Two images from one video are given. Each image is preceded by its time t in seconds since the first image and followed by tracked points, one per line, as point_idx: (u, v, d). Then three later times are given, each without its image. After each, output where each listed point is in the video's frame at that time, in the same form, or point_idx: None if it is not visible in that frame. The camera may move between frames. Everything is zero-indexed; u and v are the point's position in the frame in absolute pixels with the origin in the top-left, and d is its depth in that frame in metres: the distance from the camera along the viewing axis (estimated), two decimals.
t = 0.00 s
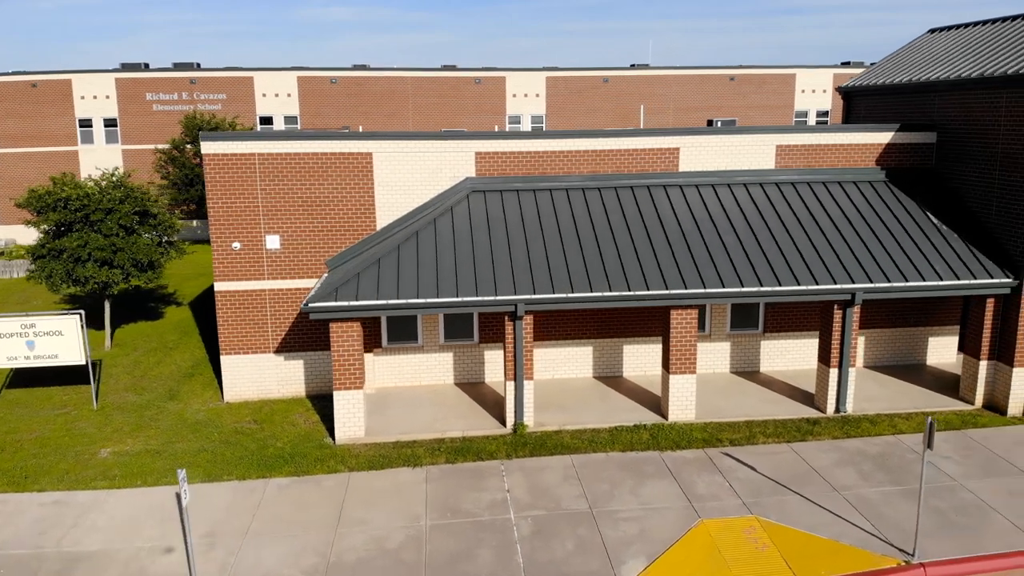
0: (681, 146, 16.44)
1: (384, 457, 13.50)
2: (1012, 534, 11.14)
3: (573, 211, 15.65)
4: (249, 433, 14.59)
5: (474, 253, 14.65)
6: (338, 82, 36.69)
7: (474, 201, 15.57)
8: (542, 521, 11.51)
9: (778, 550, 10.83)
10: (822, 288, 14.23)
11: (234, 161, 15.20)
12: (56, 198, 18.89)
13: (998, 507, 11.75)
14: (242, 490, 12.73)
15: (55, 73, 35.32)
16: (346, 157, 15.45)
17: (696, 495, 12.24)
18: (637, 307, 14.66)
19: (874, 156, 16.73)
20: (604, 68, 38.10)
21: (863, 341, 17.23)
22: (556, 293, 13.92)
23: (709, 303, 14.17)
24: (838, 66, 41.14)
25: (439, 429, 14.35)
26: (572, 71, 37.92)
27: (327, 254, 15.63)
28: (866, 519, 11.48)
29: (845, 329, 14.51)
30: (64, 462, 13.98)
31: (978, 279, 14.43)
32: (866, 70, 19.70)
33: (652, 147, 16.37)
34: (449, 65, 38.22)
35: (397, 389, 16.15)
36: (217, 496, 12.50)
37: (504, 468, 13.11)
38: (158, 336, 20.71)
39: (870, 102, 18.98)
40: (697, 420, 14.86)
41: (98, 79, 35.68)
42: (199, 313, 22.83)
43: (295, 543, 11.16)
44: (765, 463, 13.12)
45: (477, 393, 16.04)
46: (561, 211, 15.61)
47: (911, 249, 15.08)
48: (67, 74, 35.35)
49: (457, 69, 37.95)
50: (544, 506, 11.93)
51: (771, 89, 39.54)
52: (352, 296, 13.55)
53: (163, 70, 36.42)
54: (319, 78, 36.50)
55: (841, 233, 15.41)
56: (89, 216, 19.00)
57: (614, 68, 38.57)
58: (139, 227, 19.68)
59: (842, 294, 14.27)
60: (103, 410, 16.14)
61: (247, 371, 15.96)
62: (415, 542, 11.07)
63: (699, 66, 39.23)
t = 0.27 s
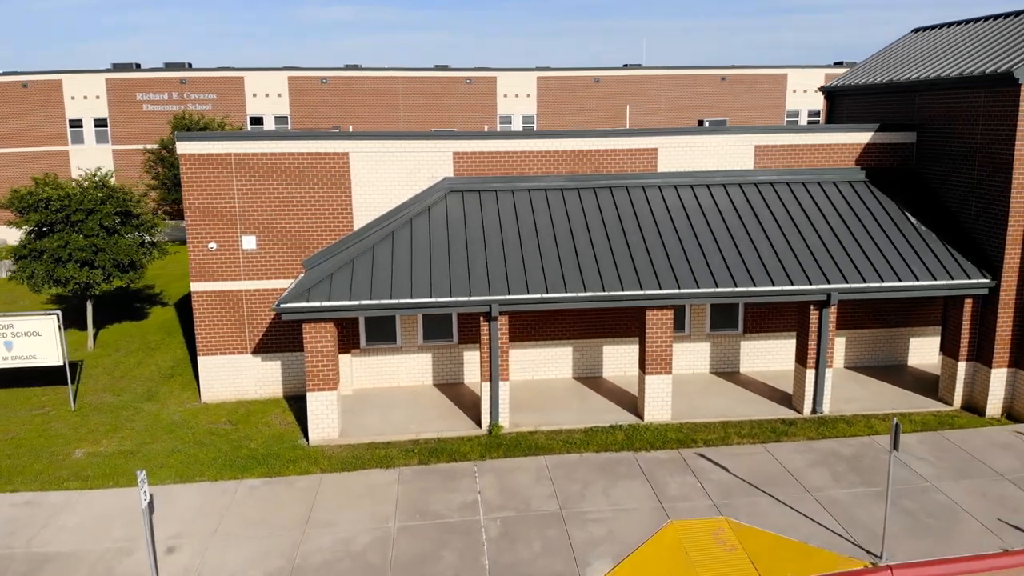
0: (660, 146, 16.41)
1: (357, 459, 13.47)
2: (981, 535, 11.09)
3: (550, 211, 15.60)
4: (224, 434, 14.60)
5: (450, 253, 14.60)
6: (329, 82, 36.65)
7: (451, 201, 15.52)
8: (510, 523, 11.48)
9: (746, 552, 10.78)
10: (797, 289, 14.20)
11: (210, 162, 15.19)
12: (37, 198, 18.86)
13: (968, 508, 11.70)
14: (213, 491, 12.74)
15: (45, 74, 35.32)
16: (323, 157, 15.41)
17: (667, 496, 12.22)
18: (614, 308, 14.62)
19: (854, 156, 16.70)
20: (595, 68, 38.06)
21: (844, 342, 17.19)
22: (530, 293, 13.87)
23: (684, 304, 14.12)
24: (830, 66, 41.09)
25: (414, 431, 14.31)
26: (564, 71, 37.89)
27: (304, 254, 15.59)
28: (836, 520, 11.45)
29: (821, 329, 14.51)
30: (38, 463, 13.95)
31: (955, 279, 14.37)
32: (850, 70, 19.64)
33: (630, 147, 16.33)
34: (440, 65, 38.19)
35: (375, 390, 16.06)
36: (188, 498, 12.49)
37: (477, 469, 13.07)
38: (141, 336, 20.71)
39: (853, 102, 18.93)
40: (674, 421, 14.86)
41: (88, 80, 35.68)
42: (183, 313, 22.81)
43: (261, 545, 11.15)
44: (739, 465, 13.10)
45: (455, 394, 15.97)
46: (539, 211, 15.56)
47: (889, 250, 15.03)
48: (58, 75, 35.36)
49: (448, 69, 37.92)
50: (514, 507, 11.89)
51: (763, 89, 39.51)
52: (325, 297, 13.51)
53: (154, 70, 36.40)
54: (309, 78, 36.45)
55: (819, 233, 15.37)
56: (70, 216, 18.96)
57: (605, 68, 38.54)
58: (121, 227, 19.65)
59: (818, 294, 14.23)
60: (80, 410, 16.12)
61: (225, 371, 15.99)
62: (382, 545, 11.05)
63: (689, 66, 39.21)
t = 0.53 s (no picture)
0: (639, 147, 16.36)
1: (331, 461, 13.45)
2: (952, 537, 11.02)
3: (528, 212, 15.54)
4: (199, 436, 14.59)
5: (425, 254, 14.54)
6: (320, 82, 36.62)
7: (429, 202, 15.47)
8: (479, 525, 11.44)
9: (714, 555, 10.67)
10: (773, 290, 14.16)
11: (186, 162, 15.18)
12: (18, 200, 18.82)
13: (941, 511, 11.63)
14: (185, 494, 12.72)
15: (36, 75, 35.36)
16: (300, 157, 15.38)
17: (639, 498, 12.20)
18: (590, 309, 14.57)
19: (834, 156, 16.66)
20: (587, 68, 38.01)
21: (825, 343, 17.12)
22: (505, 294, 13.81)
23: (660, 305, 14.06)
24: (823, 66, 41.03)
25: (389, 433, 14.27)
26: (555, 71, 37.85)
27: (281, 255, 15.58)
28: (806, 523, 11.39)
29: (798, 331, 14.48)
30: (13, 464, 13.92)
31: (932, 280, 14.31)
32: (835, 70, 19.58)
33: (608, 148, 16.30)
34: (432, 65, 38.15)
35: (353, 391, 16.02)
36: (159, 501, 12.48)
37: (451, 471, 13.02)
38: (124, 338, 20.68)
39: (837, 102, 18.87)
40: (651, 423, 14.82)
41: (79, 80, 35.71)
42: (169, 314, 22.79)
43: (229, 549, 11.14)
44: (712, 467, 13.07)
45: (434, 394, 15.91)
46: (516, 211, 15.50)
47: (867, 250, 14.98)
48: (49, 76, 35.40)
49: (440, 69, 37.89)
50: (485, 510, 11.85)
51: (755, 89, 39.45)
52: (298, 299, 13.46)
53: (145, 70, 36.42)
54: (300, 78, 36.42)
55: (796, 234, 15.33)
56: (52, 217, 18.92)
57: (597, 69, 38.51)
58: (103, 228, 19.63)
59: (794, 295, 14.18)
60: (59, 411, 16.09)
61: (203, 373, 15.97)
62: (349, 548, 11.03)
63: (681, 67, 39.18)
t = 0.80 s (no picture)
0: (617, 148, 16.33)
1: (304, 463, 13.46)
2: (921, 540, 10.96)
3: (505, 212, 15.50)
4: (174, 438, 14.58)
5: (401, 255, 14.49)
6: (310, 82, 36.60)
7: (405, 203, 15.42)
8: (448, 527, 11.42)
9: (681, 556, 10.69)
10: (748, 291, 14.13)
11: (161, 164, 15.21)
12: None
13: (911, 513, 11.57)
14: (156, 496, 12.71)
15: (26, 76, 35.38)
16: (275, 158, 15.39)
17: (610, 499, 12.17)
18: (566, 310, 14.53)
19: (813, 156, 16.63)
20: (578, 68, 37.98)
21: (805, 343, 17.06)
22: (479, 296, 13.76)
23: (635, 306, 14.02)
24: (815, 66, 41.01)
25: (363, 435, 14.26)
26: (546, 71, 37.84)
27: (258, 256, 15.59)
28: (775, 525, 11.35)
29: (773, 332, 14.42)
30: None
31: (908, 281, 14.26)
32: (818, 70, 19.53)
33: (586, 150, 16.27)
34: (423, 66, 38.14)
35: (330, 393, 15.97)
36: (130, 503, 12.47)
37: (423, 473, 12.96)
38: (107, 339, 20.67)
39: (819, 102, 18.83)
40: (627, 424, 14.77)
41: (70, 81, 35.74)
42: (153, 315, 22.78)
43: (197, 551, 11.15)
44: (685, 468, 13.05)
45: (412, 396, 15.87)
46: (493, 212, 15.45)
47: (844, 251, 14.93)
48: (39, 77, 35.43)
49: (431, 69, 37.87)
50: (454, 512, 11.82)
51: (747, 89, 39.43)
52: (270, 300, 13.44)
53: (135, 71, 36.43)
54: (291, 79, 36.39)
55: (774, 235, 15.30)
56: (32, 219, 18.90)
57: (588, 68, 38.49)
58: (84, 229, 19.61)
59: (769, 296, 14.15)
60: (36, 413, 16.05)
61: (179, 374, 15.94)
62: (316, 550, 11.04)
63: (673, 67, 39.17)
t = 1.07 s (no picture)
0: (595, 148, 16.29)
1: (275, 465, 13.45)
2: (888, 542, 10.89)
3: (481, 213, 15.44)
4: (148, 439, 14.56)
5: (374, 255, 14.43)
6: (300, 83, 36.56)
7: (381, 203, 15.37)
8: (414, 530, 11.38)
9: (646, 558, 10.65)
10: (721, 292, 14.09)
11: (136, 165, 15.20)
12: None
13: (881, 515, 11.50)
14: (125, 498, 12.68)
15: (16, 76, 35.37)
16: (250, 159, 15.36)
17: (579, 501, 12.11)
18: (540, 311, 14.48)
19: (792, 157, 16.63)
20: (568, 68, 37.98)
21: (784, 343, 17.00)
22: (451, 296, 13.70)
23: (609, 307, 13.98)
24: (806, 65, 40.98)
25: (335, 437, 14.25)
26: (536, 72, 37.84)
27: (233, 257, 15.58)
28: (743, 528, 11.30)
29: (748, 333, 14.41)
30: None
31: (883, 282, 14.20)
32: (800, 70, 19.48)
33: (563, 150, 16.22)
34: (414, 66, 38.12)
35: (306, 395, 15.93)
36: (98, 505, 12.45)
37: (394, 476, 12.89)
38: (89, 339, 20.65)
39: (800, 103, 18.76)
40: (601, 424, 14.75)
41: (59, 82, 35.73)
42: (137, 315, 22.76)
43: (161, 554, 11.13)
44: (656, 470, 13.01)
45: (388, 397, 15.83)
46: (469, 213, 15.40)
47: (819, 252, 14.88)
48: (28, 77, 35.42)
49: (422, 69, 37.85)
50: (422, 514, 11.77)
51: (738, 89, 39.41)
52: (240, 302, 13.41)
53: (125, 71, 36.43)
54: (280, 79, 36.35)
55: (749, 235, 15.26)
56: (11, 220, 18.87)
57: (578, 69, 38.48)
58: (64, 229, 19.58)
59: (743, 297, 14.13)
60: (12, 413, 16.00)
61: (155, 375, 15.93)
62: (281, 552, 11.03)
63: (663, 67, 39.15)
